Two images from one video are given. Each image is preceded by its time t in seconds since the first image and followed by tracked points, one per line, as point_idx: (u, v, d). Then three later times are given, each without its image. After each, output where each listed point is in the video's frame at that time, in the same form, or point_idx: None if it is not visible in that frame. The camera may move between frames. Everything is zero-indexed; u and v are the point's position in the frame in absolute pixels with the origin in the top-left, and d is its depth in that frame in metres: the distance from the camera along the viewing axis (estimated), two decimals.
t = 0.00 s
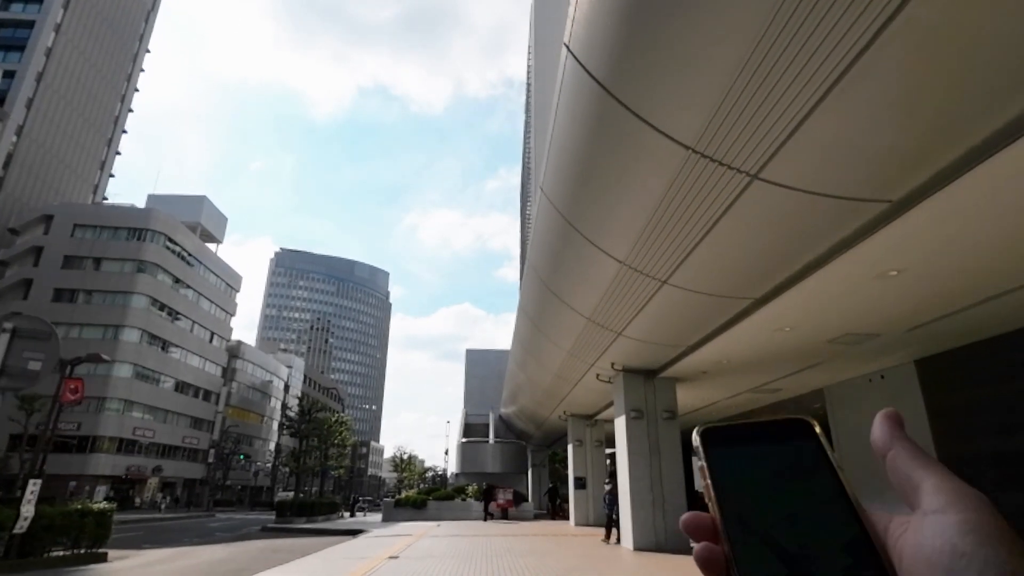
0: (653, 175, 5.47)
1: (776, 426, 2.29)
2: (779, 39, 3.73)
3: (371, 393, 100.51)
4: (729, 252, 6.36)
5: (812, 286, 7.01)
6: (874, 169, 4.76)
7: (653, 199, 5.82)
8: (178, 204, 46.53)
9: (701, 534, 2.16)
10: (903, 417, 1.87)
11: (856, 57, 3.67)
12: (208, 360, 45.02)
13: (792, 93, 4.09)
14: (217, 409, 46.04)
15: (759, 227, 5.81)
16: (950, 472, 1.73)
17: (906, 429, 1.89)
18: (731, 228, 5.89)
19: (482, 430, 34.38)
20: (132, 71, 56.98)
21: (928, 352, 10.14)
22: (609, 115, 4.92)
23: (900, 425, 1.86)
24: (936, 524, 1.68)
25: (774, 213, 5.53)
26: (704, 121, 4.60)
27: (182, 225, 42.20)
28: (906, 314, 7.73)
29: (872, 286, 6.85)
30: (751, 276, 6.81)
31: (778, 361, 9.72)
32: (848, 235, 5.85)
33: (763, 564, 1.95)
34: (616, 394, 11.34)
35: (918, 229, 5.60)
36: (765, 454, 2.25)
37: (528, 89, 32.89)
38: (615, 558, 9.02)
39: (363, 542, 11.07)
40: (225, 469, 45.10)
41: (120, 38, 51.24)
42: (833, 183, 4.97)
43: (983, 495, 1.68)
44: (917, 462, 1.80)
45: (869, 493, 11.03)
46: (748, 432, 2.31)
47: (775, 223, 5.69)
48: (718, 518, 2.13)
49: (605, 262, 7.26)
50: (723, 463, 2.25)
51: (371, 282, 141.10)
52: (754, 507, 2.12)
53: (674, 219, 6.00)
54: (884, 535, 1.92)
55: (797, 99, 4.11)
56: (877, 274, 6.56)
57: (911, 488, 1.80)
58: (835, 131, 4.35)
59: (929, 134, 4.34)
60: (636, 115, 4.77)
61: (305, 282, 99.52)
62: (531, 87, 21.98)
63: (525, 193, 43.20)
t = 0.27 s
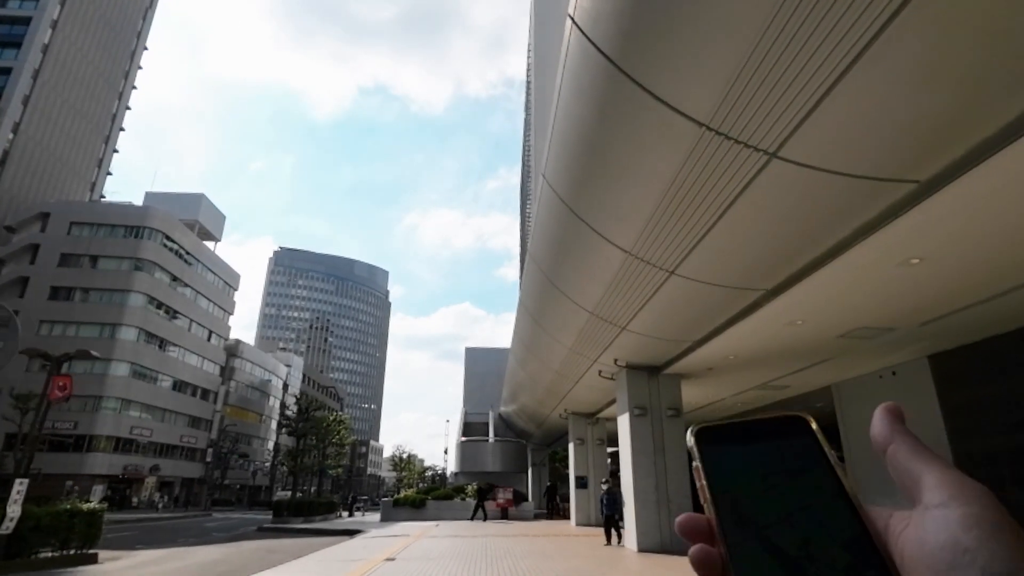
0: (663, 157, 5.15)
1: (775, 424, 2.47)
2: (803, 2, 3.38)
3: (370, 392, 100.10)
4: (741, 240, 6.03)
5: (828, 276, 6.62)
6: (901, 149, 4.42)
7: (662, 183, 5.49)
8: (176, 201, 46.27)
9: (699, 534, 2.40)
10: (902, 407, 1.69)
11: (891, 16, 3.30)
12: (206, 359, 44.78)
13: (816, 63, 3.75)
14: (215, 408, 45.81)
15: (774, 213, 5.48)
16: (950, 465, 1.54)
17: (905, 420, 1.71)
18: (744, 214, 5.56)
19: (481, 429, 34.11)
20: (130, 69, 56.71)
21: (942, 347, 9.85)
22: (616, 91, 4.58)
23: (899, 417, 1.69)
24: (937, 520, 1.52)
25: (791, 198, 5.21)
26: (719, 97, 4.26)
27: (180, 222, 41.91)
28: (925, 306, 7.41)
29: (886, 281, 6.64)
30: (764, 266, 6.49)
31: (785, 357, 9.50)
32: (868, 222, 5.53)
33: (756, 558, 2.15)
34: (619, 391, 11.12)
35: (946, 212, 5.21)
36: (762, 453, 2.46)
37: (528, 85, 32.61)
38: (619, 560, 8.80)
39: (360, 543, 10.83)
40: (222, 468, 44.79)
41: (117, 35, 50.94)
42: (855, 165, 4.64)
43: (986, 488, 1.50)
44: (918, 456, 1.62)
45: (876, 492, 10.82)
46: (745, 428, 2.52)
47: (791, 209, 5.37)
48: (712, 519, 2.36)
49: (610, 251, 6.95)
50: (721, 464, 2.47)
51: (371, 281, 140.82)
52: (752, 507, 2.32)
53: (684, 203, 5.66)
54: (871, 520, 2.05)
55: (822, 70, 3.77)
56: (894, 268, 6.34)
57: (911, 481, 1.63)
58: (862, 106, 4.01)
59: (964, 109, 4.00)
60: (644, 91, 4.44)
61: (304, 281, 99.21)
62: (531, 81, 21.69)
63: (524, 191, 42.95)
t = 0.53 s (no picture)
0: (672, 134, 4.90)
1: (768, 423, 2.36)
2: None
3: (370, 392, 99.80)
4: (753, 223, 5.77)
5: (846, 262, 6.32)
6: (928, 117, 4.15)
7: (671, 161, 5.23)
8: (174, 200, 46.06)
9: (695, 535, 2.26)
10: (899, 405, 1.79)
11: None
12: (205, 358, 44.59)
13: (841, 21, 3.46)
14: (214, 407, 45.62)
15: (789, 193, 5.22)
16: (947, 459, 1.62)
17: (903, 419, 1.81)
18: (757, 194, 5.30)
19: (481, 428, 33.88)
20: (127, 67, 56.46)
21: (955, 341, 9.63)
22: (625, 61, 4.34)
23: (896, 415, 1.78)
24: (932, 512, 1.59)
25: (808, 175, 4.94)
26: (734, 64, 3.98)
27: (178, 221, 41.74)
28: (942, 296, 7.17)
29: (900, 270, 6.44)
30: (776, 251, 6.23)
31: (792, 352, 9.32)
32: (886, 203, 5.27)
33: (755, 559, 2.04)
34: (621, 387, 10.90)
35: (974, 190, 4.93)
36: (756, 452, 2.34)
37: (528, 82, 32.39)
38: (622, 561, 8.59)
39: (357, 543, 10.64)
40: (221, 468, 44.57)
41: (115, 33, 50.79)
42: (878, 136, 4.38)
43: (980, 482, 1.57)
44: (914, 451, 1.71)
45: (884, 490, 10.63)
46: (738, 427, 2.43)
47: (807, 187, 5.11)
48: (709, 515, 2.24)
49: (615, 236, 6.69)
50: (713, 462, 2.36)
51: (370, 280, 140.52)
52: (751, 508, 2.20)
53: (693, 185, 5.43)
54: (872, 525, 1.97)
55: (846, 30, 3.49)
56: (908, 258, 6.15)
57: (908, 475, 1.70)
58: (891, 69, 3.73)
59: (998, 71, 3.73)
60: (655, 57, 4.16)
61: (303, 280, 98.98)
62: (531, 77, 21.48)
63: (524, 189, 42.68)
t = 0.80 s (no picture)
0: (685, 117, 4.60)
1: (747, 442, 2.38)
2: None
3: (372, 392, 99.52)
4: (771, 211, 5.46)
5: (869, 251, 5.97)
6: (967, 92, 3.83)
7: (685, 145, 4.93)
8: (174, 200, 45.91)
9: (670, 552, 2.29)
10: (877, 434, 1.77)
11: None
12: (205, 359, 44.39)
13: None
14: (215, 408, 45.44)
15: (810, 178, 4.92)
16: (922, 492, 1.63)
17: (879, 445, 1.79)
18: (777, 180, 5.00)
19: (482, 429, 33.61)
20: (128, 68, 56.40)
21: (972, 339, 9.32)
22: (636, 36, 4.04)
23: (873, 442, 1.78)
24: (901, 548, 1.59)
25: (831, 158, 4.65)
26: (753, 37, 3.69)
27: (178, 221, 41.58)
28: (966, 290, 6.86)
29: (917, 267, 6.21)
30: (792, 242, 5.94)
31: (802, 352, 9.08)
32: (914, 189, 4.98)
33: None
34: (626, 387, 10.65)
35: (1012, 170, 4.58)
36: (733, 471, 2.37)
37: (530, 79, 32.10)
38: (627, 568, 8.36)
39: (356, 547, 10.43)
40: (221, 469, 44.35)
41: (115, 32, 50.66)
42: (910, 114, 4.06)
43: (953, 516, 1.58)
44: (889, 480, 1.71)
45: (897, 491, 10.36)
46: (719, 445, 2.43)
47: (829, 172, 4.82)
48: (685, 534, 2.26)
49: (623, 227, 6.40)
50: (691, 479, 2.39)
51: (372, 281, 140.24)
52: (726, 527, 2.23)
53: (708, 171, 5.14)
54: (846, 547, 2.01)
55: None
56: (924, 253, 5.91)
57: (880, 507, 1.70)
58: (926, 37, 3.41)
59: None
60: (669, 29, 3.85)
61: (305, 281, 98.85)
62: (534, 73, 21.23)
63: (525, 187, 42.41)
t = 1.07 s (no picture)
0: (702, 88, 4.29)
1: (751, 402, 2.27)
2: None
3: (374, 393, 99.33)
4: (791, 191, 5.15)
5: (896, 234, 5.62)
6: (1015, 52, 3.49)
7: (700, 119, 4.61)
8: (176, 200, 45.79)
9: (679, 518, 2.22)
10: (884, 384, 1.70)
11: None
12: (207, 359, 44.24)
13: None
14: (216, 408, 45.30)
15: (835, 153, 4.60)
16: (935, 439, 1.56)
17: (886, 395, 1.72)
18: (799, 156, 4.68)
19: (485, 428, 33.37)
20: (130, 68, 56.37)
21: (992, 331, 9.04)
22: None
23: (881, 393, 1.72)
24: (915, 497, 1.52)
25: (859, 131, 4.32)
26: None
27: (179, 220, 41.44)
28: (992, 277, 6.57)
29: (938, 255, 5.98)
30: (812, 225, 5.63)
31: (814, 345, 8.85)
32: (946, 164, 4.65)
33: (743, 547, 1.94)
34: (632, 382, 10.44)
35: None
36: (736, 432, 2.25)
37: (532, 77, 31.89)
38: (634, 568, 8.12)
39: (356, 547, 10.24)
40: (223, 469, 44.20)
41: (116, 32, 50.67)
42: (949, 77, 3.72)
43: (968, 460, 1.50)
44: (900, 430, 1.64)
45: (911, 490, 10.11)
46: (722, 408, 2.31)
47: (856, 146, 4.49)
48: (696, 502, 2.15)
49: (632, 211, 6.10)
50: (695, 443, 2.27)
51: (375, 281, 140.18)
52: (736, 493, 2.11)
53: (723, 149, 4.84)
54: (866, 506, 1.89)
55: None
56: (947, 239, 5.68)
57: (893, 458, 1.63)
58: None
59: None
60: None
61: (307, 281, 98.81)
62: (536, 69, 21.02)
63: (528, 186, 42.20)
